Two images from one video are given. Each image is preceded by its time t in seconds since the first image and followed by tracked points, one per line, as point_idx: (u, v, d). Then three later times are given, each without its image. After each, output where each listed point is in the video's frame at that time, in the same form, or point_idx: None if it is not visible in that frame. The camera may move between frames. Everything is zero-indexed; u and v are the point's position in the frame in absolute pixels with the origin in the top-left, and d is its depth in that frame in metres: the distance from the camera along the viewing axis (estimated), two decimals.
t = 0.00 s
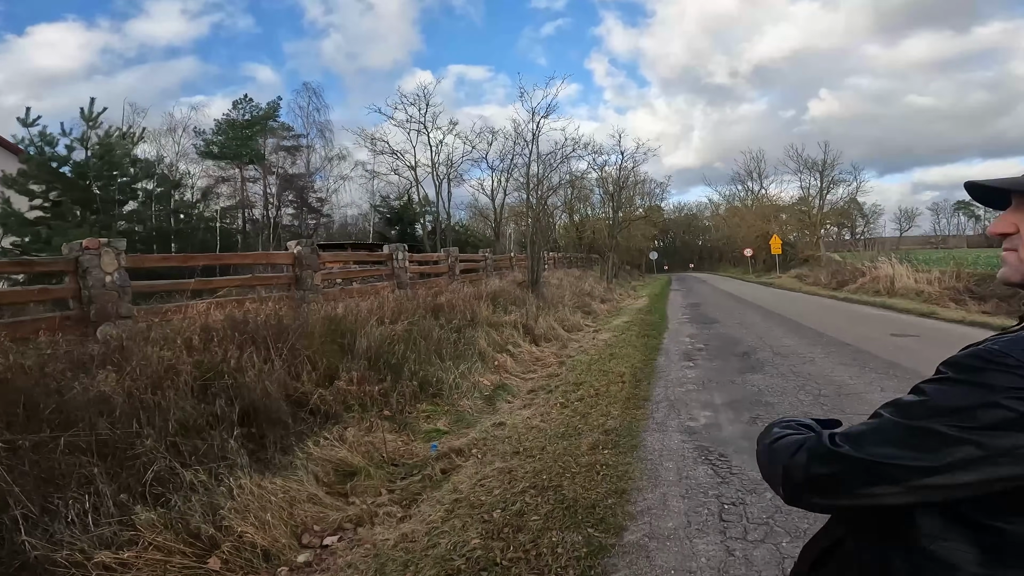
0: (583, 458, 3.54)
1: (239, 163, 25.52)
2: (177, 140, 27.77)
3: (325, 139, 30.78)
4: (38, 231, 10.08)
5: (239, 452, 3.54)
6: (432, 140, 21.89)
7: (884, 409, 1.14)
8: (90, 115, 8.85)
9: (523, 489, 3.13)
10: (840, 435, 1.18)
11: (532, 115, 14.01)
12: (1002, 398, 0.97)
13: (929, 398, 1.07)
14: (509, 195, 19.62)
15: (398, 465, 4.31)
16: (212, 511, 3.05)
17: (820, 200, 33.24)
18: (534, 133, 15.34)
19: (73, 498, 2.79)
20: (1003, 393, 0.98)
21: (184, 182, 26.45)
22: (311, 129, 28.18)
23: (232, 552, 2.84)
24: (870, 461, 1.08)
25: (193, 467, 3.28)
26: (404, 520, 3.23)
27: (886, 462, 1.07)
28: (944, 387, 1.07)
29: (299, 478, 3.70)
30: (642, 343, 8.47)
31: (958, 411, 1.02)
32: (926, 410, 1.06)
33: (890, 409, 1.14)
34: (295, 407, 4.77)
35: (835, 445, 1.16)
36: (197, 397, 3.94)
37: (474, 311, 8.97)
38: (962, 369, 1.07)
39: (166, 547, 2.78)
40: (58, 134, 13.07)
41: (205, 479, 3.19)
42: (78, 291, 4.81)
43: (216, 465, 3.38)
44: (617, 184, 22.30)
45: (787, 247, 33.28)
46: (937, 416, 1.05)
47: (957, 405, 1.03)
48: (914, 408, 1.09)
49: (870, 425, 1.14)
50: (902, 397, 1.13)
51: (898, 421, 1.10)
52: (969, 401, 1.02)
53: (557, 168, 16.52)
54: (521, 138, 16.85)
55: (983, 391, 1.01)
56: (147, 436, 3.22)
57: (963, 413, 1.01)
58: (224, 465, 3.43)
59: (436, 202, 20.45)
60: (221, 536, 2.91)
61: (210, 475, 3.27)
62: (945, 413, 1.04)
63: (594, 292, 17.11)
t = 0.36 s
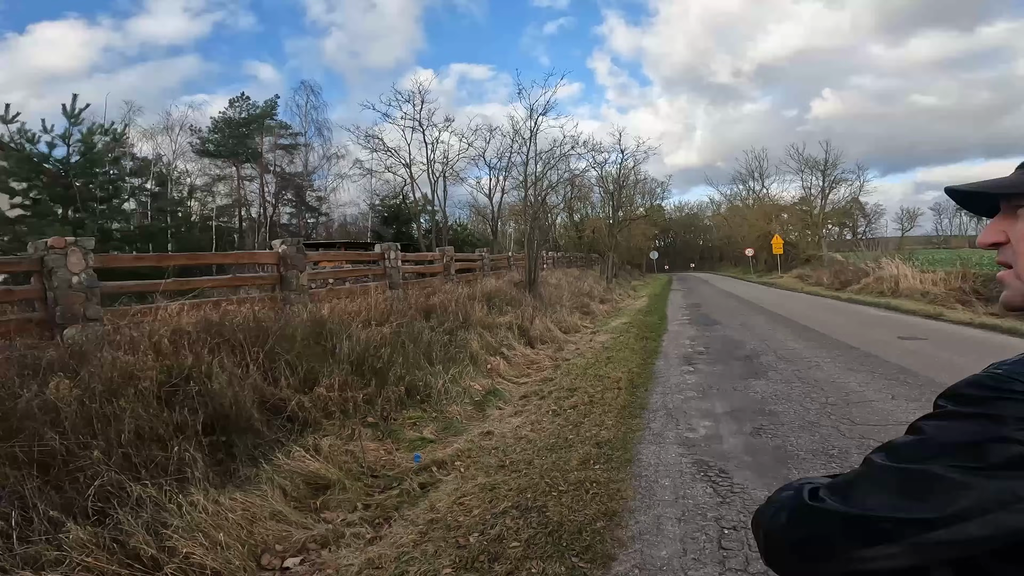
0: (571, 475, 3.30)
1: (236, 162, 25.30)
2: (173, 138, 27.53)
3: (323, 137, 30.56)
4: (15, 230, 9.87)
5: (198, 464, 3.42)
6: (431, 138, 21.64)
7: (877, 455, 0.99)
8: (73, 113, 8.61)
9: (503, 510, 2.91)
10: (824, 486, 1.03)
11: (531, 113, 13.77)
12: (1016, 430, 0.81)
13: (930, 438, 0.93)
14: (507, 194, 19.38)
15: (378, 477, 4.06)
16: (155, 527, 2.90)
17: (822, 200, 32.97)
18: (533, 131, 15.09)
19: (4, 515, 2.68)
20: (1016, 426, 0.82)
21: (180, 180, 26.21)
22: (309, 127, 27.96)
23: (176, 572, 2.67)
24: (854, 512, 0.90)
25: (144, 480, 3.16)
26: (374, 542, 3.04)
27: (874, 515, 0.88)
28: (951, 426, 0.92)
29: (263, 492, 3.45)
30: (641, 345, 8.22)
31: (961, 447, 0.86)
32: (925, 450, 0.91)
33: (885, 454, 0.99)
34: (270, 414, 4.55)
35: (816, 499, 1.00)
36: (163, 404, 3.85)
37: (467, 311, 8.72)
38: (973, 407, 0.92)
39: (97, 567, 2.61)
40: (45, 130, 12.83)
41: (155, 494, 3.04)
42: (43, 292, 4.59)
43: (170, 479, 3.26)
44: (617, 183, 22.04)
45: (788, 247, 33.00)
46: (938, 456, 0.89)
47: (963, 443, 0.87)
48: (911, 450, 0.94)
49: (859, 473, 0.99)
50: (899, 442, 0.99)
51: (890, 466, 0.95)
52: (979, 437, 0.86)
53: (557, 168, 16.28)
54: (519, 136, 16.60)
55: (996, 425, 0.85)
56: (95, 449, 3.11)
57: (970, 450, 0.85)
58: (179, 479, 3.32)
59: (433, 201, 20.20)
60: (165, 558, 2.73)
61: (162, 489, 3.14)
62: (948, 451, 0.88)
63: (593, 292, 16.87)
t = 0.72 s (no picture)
0: (567, 486, 3.13)
1: (232, 161, 25.05)
2: (169, 137, 27.25)
3: (321, 136, 30.35)
4: None
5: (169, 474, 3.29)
6: (429, 136, 21.42)
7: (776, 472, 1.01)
8: (61, 111, 8.43)
9: (495, 525, 2.75)
10: (744, 499, 1.05)
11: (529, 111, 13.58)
12: (859, 460, 0.85)
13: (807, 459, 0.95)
14: (506, 192, 19.19)
15: (367, 485, 3.89)
16: (118, 544, 2.78)
17: (822, 199, 32.82)
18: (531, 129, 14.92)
19: None
20: (860, 455, 0.86)
21: (176, 179, 25.96)
22: (306, 126, 27.76)
23: None
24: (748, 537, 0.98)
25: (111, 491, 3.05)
26: (357, 558, 2.87)
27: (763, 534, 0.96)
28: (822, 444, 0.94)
29: (239, 504, 3.27)
30: (640, 346, 8.04)
31: (820, 474, 0.89)
32: (799, 474, 0.94)
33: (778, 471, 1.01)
34: (255, 419, 4.38)
35: (724, 510, 1.07)
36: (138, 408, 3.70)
37: (463, 312, 8.54)
38: (839, 426, 0.93)
39: None
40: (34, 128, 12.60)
41: (121, 506, 2.94)
42: (19, 293, 4.41)
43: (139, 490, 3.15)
44: (617, 181, 21.86)
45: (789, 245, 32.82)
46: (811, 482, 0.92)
47: (823, 468, 0.90)
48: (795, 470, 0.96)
49: (762, 490, 1.01)
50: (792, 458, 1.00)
51: (775, 486, 0.99)
52: (834, 464, 0.90)
53: (556, 167, 16.08)
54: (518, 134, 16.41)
55: (846, 452, 0.88)
56: (59, 457, 2.99)
57: (826, 477, 0.89)
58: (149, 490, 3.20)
59: (432, 200, 19.96)
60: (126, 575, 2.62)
61: (128, 501, 3.02)
62: (813, 476, 0.91)
63: (593, 291, 16.69)
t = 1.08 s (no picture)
0: (568, 503, 2.94)
1: (229, 161, 24.80)
2: (166, 136, 26.98)
3: (319, 136, 30.11)
4: None
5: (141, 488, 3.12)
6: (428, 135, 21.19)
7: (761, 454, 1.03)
8: (48, 109, 8.21)
9: (492, 545, 2.57)
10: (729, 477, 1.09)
11: (530, 109, 13.36)
12: (826, 455, 0.87)
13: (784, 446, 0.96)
14: (505, 192, 18.96)
15: (359, 497, 3.71)
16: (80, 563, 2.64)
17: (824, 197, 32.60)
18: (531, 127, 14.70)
19: None
20: (830, 449, 0.87)
21: (172, 179, 25.68)
22: (304, 125, 27.52)
23: None
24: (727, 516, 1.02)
25: (76, 508, 2.89)
26: None
27: (739, 514, 1.00)
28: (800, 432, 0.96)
29: (219, 519, 3.07)
30: (643, 347, 7.87)
31: (791, 464, 0.91)
32: (775, 460, 0.96)
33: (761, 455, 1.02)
34: (242, 427, 4.20)
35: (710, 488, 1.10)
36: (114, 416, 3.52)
37: (462, 313, 8.34)
38: (818, 416, 0.94)
39: None
40: (20, 125, 12.32)
41: (88, 521, 2.80)
42: None
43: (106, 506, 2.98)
44: (617, 180, 21.63)
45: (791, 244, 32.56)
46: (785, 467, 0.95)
47: (795, 458, 0.92)
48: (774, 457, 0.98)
49: (749, 472, 1.04)
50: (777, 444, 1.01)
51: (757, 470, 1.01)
52: (806, 454, 0.91)
53: (556, 166, 15.88)
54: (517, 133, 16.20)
55: (819, 444, 0.89)
56: (21, 472, 2.82)
57: (798, 468, 0.91)
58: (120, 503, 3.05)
59: (431, 200, 19.72)
60: None
61: (96, 516, 2.89)
62: (786, 464, 0.93)
63: (594, 291, 16.48)
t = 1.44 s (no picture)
0: (565, 517, 2.78)
1: (228, 160, 24.65)
2: (165, 136, 26.86)
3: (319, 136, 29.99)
4: None
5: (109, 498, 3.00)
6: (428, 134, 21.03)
7: (824, 497, 0.93)
8: (37, 107, 8.08)
9: (482, 564, 2.42)
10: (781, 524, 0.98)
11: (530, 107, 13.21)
12: (936, 490, 0.75)
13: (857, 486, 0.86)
14: (505, 191, 18.81)
15: (347, 506, 3.55)
16: None
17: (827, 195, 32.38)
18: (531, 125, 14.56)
19: None
20: (935, 485, 0.76)
21: (171, 179, 25.56)
22: (304, 125, 27.41)
23: None
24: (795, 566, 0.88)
25: (39, 520, 2.78)
26: None
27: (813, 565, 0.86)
28: (874, 470, 0.86)
29: (193, 530, 2.91)
30: (644, 349, 7.70)
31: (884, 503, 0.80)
32: (853, 500, 0.85)
33: (828, 498, 0.91)
34: (227, 432, 4.05)
35: (765, 537, 0.97)
36: (90, 422, 3.39)
37: (459, 313, 8.20)
38: (905, 452, 0.84)
39: None
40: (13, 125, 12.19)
41: (50, 533, 2.67)
42: None
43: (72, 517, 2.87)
44: (619, 179, 21.47)
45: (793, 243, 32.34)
46: (863, 508, 0.84)
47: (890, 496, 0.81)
48: (846, 497, 0.87)
49: (809, 514, 0.92)
50: (839, 484, 0.91)
51: (829, 512, 0.88)
52: (899, 491, 0.80)
53: (557, 165, 15.72)
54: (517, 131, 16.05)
55: (917, 480, 0.78)
56: None
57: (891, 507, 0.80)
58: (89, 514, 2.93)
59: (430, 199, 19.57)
60: None
61: (60, 527, 2.77)
62: (875, 504, 0.82)
63: (595, 290, 16.31)
